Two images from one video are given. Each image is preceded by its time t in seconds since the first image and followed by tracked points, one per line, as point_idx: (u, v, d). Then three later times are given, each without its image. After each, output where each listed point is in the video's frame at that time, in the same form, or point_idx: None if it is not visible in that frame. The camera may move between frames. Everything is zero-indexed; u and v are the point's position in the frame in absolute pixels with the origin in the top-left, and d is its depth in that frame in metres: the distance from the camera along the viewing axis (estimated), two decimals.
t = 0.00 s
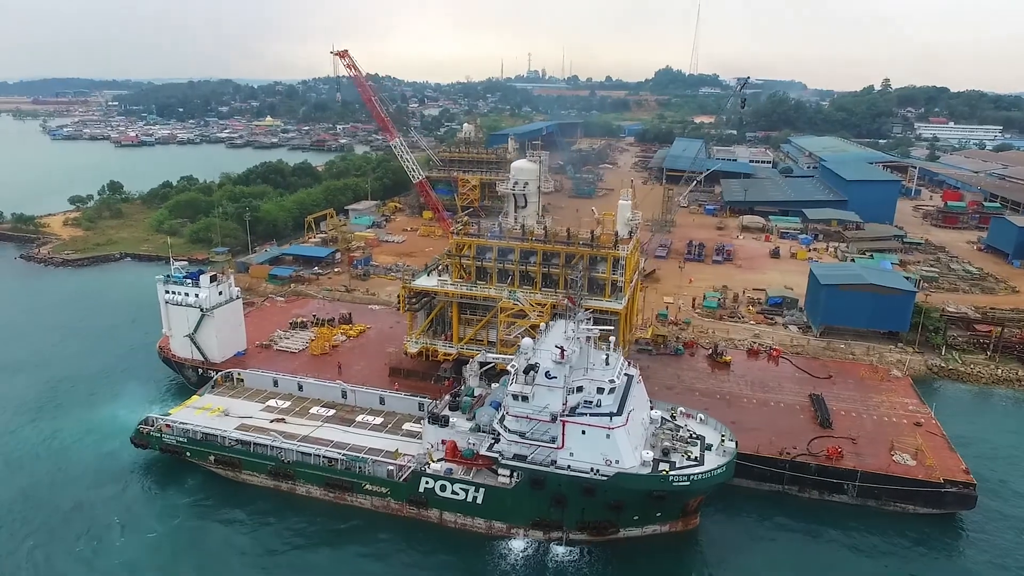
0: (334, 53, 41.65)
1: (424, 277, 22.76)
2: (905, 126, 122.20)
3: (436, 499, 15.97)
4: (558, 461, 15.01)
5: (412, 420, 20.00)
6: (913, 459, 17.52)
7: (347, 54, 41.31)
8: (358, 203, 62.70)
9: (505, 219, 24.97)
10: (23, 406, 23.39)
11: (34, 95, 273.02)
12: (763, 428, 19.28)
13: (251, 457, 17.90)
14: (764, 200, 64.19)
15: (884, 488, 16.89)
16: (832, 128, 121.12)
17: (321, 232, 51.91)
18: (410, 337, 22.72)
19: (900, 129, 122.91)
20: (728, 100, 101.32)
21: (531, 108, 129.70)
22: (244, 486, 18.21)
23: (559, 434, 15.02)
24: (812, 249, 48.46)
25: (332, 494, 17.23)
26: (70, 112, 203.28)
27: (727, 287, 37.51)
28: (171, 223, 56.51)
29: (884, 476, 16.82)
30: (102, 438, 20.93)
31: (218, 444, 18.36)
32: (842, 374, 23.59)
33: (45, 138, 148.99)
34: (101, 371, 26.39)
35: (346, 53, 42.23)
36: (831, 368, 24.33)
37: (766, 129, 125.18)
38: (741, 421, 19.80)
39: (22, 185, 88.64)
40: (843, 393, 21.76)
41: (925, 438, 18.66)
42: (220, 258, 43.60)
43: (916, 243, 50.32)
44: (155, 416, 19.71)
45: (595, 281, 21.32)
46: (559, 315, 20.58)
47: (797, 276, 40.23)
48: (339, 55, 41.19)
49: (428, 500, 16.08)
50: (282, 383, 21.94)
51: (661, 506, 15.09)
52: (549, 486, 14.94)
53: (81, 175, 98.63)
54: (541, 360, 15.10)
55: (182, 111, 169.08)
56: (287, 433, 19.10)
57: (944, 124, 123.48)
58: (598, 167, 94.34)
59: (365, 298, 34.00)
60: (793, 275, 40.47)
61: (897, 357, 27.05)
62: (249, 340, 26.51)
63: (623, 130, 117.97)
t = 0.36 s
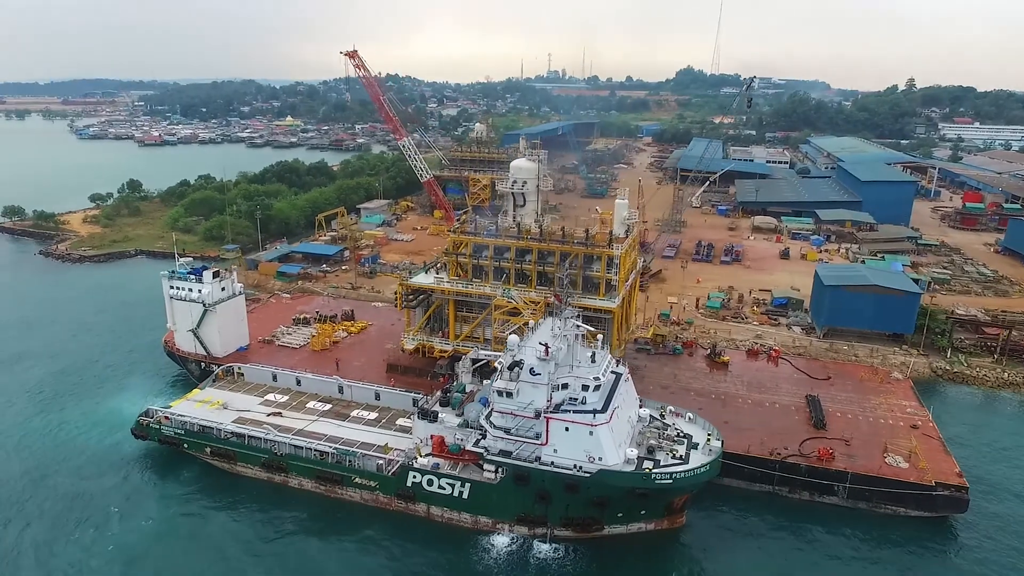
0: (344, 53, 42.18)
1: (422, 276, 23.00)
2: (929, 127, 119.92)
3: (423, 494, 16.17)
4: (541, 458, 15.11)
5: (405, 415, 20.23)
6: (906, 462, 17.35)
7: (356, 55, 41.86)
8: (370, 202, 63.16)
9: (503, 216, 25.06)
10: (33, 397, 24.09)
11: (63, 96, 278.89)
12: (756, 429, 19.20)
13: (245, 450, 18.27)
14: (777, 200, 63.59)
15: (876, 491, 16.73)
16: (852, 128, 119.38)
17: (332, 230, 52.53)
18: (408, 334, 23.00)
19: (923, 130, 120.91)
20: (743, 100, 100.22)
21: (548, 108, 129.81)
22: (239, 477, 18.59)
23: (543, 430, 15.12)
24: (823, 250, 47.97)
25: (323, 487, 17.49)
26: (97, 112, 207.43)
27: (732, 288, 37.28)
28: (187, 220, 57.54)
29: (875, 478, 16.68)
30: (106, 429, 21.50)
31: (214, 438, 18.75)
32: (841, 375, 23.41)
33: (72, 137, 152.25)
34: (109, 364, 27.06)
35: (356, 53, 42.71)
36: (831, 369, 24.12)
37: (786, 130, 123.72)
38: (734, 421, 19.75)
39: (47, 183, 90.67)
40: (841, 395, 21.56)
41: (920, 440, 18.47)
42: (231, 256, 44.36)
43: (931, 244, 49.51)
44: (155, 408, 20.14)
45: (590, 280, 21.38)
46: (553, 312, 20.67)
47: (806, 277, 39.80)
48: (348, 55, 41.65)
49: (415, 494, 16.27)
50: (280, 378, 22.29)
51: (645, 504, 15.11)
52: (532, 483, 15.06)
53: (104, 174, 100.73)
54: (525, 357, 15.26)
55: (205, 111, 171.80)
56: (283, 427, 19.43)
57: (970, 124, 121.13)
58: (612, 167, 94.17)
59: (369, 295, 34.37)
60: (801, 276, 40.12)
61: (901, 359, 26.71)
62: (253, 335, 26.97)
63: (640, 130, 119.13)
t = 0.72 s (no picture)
0: (355, 54, 42.68)
1: (421, 274, 23.25)
2: (957, 127, 117.19)
3: (411, 489, 16.36)
4: (527, 454, 15.23)
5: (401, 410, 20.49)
6: (899, 465, 17.17)
7: (367, 56, 42.40)
8: (383, 201, 63.62)
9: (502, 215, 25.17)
10: (45, 389, 24.82)
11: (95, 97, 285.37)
12: (750, 429, 19.09)
13: (242, 443, 18.64)
14: (794, 201, 62.79)
15: (868, 494, 16.56)
16: (877, 129, 117.26)
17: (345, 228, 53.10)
18: (407, 331, 23.30)
19: (951, 130, 118.35)
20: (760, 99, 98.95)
21: (567, 108, 129.59)
22: (236, 469, 18.99)
23: (528, 427, 15.22)
24: (837, 251, 47.30)
25: (316, 480, 17.80)
26: (127, 112, 211.85)
27: (740, 289, 36.97)
28: (205, 218, 58.61)
29: (867, 480, 16.52)
30: (112, 420, 22.08)
31: (213, 430, 19.16)
32: (842, 377, 23.18)
33: (101, 136, 155.73)
34: (120, 357, 27.76)
35: (368, 53, 43.20)
36: (832, 371, 23.88)
37: (810, 130, 121.84)
38: (728, 421, 19.66)
39: (75, 182, 92.97)
40: (840, 397, 21.35)
41: (916, 444, 18.25)
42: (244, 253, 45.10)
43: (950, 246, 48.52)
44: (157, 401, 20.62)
45: (586, 278, 21.43)
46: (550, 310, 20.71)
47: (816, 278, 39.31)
48: (360, 55, 42.11)
49: (404, 488, 16.47)
50: (281, 373, 22.67)
51: (630, 503, 15.15)
52: (517, 479, 15.16)
53: (130, 173, 102.90)
54: (510, 354, 15.37)
55: (230, 111, 174.51)
56: (280, 420, 19.78)
57: (1000, 125, 118.26)
58: (629, 168, 93.80)
59: (376, 293, 34.75)
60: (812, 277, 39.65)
61: (906, 362, 26.34)
62: (258, 331, 27.47)
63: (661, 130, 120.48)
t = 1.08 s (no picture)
0: (366, 54, 43.07)
1: (420, 271, 23.47)
2: (984, 127, 114.57)
3: (399, 483, 16.58)
4: (512, 450, 15.37)
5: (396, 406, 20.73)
6: (891, 467, 17.02)
7: (378, 57, 42.80)
8: (396, 200, 64.05)
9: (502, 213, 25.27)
10: (55, 381, 25.53)
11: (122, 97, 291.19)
12: (742, 430, 19.01)
13: (238, 435, 19.02)
14: (809, 202, 62.03)
15: (858, 496, 16.45)
16: (901, 129, 115.19)
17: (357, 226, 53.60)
18: (405, 328, 23.59)
19: (978, 131, 115.78)
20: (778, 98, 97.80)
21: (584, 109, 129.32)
22: (232, 461, 19.39)
23: (512, 424, 15.36)
24: (849, 253, 46.70)
25: (309, 473, 18.10)
26: (153, 112, 215.91)
27: (747, 290, 36.70)
28: (220, 216, 59.59)
29: (857, 483, 16.41)
30: (116, 412, 22.65)
31: (211, 423, 19.57)
32: (841, 379, 22.96)
33: (126, 136, 158.89)
34: (128, 352, 28.44)
35: (378, 54, 43.62)
36: (832, 373, 23.65)
37: (831, 131, 120.04)
38: (721, 421, 19.59)
39: (99, 180, 95.05)
40: (837, 399, 21.17)
41: (910, 447, 18.07)
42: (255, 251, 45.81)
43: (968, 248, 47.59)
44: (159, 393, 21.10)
45: (581, 277, 21.46)
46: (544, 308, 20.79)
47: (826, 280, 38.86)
48: (370, 55, 42.49)
49: (393, 482, 16.69)
50: (281, 368, 23.04)
51: (614, 501, 15.20)
52: (502, 475, 15.30)
53: (152, 171, 104.89)
54: (495, 351, 15.51)
55: (252, 112, 176.76)
56: (277, 414, 20.14)
57: None
58: (644, 168, 93.40)
59: (381, 290, 35.07)
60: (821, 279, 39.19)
61: (909, 365, 26.02)
62: (262, 327, 27.93)
63: (680, 130, 120.67)
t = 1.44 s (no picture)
0: (375, 54, 43.44)
1: (415, 270, 23.67)
2: (1010, 127, 112.19)
3: (385, 477, 16.82)
4: (494, 446, 15.51)
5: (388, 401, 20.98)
6: (879, 470, 16.85)
7: (386, 57, 43.15)
8: (406, 199, 64.46)
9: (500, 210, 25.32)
10: (62, 374, 26.23)
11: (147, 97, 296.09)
12: (732, 430, 18.94)
13: (233, 429, 19.40)
14: (822, 203, 61.34)
15: (844, 498, 16.33)
16: (924, 130, 113.18)
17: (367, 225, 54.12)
18: (401, 326, 23.83)
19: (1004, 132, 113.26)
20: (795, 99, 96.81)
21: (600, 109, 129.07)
22: (227, 453, 19.77)
23: (495, 420, 15.49)
24: (860, 255, 46.13)
25: (300, 466, 18.41)
26: (176, 112, 219.42)
27: (751, 291, 36.47)
28: (234, 214, 60.46)
29: (842, 484, 16.30)
30: (118, 406, 23.18)
31: (206, 416, 19.97)
32: (838, 381, 22.76)
33: (150, 135, 161.78)
34: (134, 347, 29.04)
35: (386, 54, 43.99)
36: (829, 374, 23.44)
37: (850, 131, 118.30)
38: (711, 421, 19.54)
39: (121, 178, 96.94)
40: (829, 401, 21.00)
41: (901, 449, 17.88)
42: (266, 249, 46.58)
43: (984, 250, 46.68)
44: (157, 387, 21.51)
45: (574, 276, 21.49)
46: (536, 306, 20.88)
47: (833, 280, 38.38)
48: (378, 55, 42.84)
49: (380, 477, 16.91)
50: (279, 363, 23.40)
51: (595, 499, 15.28)
52: (485, 471, 15.44)
53: (172, 170, 106.67)
54: (479, 347, 15.65)
55: (273, 111, 179.14)
56: (271, 408, 20.50)
57: None
58: (658, 168, 93.01)
59: (384, 288, 35.31)
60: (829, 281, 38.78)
61: (910, 367, 25.73)
62: (264, 323, 28.34)
63: (696, 130, 119.89)
